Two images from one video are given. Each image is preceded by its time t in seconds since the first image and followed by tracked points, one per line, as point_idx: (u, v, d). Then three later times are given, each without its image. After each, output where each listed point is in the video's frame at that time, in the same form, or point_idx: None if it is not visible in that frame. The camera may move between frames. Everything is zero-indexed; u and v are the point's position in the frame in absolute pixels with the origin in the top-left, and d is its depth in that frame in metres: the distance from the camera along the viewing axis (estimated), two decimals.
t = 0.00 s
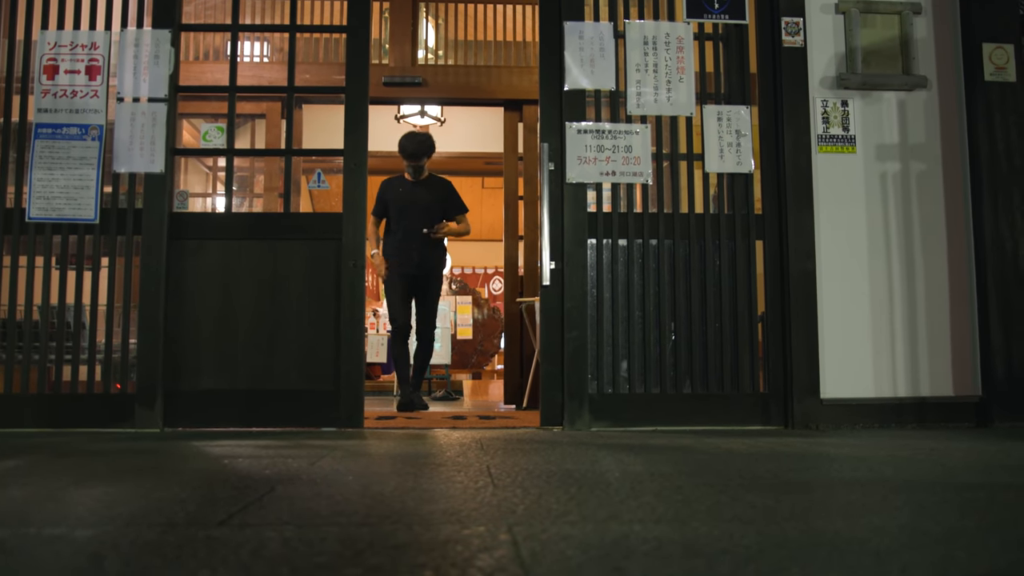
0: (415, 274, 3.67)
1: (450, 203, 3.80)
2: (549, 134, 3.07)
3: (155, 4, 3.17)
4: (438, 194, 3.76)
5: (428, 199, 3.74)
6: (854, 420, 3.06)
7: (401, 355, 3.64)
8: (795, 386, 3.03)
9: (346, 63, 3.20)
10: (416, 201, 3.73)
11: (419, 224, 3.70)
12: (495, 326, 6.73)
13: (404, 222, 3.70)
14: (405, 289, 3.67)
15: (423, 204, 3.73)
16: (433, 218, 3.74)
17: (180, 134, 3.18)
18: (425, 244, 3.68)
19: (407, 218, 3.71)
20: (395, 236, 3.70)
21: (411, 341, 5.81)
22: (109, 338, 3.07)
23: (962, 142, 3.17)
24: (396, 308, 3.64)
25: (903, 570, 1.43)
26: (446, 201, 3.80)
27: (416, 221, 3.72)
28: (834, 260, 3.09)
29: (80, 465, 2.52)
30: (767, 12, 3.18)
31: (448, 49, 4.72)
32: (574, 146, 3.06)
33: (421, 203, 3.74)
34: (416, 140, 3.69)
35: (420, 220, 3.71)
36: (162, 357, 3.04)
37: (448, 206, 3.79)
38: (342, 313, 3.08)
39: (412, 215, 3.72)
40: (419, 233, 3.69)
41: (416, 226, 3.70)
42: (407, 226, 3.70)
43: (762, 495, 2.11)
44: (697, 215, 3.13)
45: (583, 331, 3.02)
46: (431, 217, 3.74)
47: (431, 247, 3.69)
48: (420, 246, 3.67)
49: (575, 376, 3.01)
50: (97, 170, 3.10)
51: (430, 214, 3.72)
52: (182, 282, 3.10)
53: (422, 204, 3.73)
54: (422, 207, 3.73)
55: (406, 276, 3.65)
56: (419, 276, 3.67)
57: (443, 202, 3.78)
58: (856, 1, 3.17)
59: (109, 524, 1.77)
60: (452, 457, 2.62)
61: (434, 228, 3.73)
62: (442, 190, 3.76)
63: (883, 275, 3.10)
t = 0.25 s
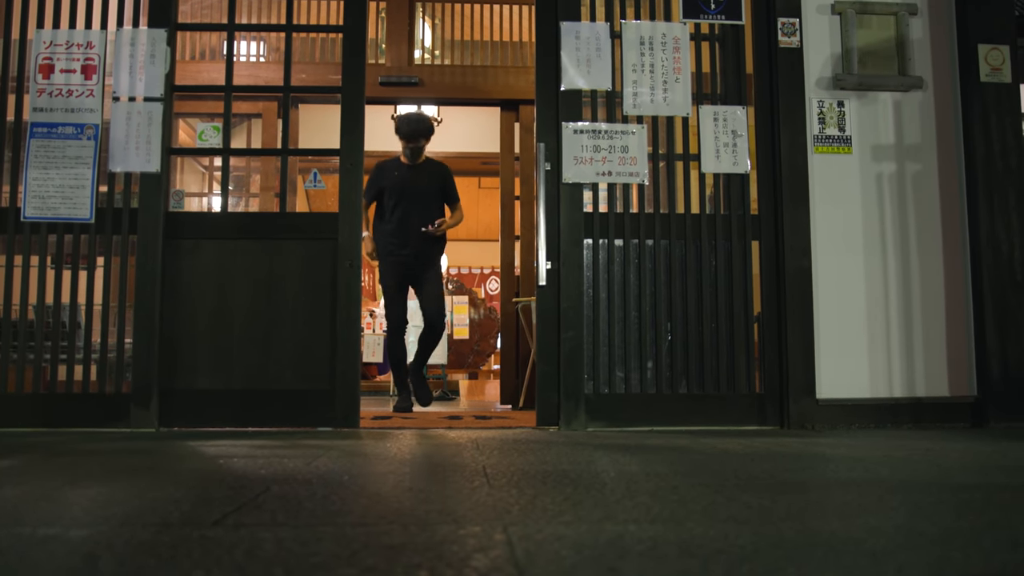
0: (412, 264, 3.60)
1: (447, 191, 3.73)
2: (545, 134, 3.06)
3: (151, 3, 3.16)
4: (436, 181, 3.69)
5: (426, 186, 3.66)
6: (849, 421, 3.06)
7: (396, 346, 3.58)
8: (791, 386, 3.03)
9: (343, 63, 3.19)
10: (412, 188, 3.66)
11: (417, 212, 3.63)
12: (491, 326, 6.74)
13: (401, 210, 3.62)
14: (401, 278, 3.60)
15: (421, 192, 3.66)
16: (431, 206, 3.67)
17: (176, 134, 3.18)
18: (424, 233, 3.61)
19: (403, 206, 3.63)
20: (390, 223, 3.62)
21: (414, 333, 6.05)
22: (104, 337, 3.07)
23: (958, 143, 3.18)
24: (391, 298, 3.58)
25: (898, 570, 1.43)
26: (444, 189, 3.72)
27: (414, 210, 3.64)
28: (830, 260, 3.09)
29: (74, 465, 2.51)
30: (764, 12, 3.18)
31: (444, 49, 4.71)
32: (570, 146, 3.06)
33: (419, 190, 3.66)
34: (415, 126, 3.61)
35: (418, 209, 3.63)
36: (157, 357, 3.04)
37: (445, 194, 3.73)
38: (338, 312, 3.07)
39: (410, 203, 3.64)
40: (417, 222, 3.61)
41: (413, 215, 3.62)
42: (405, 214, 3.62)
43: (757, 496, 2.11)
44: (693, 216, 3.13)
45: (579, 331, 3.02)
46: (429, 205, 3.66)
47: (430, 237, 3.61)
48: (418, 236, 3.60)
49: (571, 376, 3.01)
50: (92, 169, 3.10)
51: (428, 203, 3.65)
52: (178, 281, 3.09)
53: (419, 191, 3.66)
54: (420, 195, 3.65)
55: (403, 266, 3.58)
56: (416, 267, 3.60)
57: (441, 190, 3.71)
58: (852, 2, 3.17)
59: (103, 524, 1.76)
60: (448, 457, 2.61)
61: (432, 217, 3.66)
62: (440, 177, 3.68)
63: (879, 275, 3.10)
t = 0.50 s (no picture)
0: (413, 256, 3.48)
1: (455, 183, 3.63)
2: (543, 134, 3.06)
3: (149, 2, 3.16)
4: (442, 173, 3.58)
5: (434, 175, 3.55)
6: (847, 421, 3.06)
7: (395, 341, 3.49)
8: (790, 386, 3.03)
9: (341, 62, 3.19)
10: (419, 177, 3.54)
11: (423, 204, 3.52)
12: (490, 325, 6.73)
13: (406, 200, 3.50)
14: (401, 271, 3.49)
15: (427, 182, 3.54)
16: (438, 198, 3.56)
17: (174, 133, 3.18)
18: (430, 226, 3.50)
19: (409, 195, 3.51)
20: (394, 213, 3.50)
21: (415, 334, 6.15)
22: (102, 337, 3.07)
23: (956, 143, 3.18)
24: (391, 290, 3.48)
25: (896, 570, 1.43)
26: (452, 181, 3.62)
27: (419, 200, 3.52)
28: (829, 260, 3.09)
29: (72, 464, 2.51)
30: (762, 12, 3.18)
31: (443, 48, 4.72)
32: (569, 145, 3.06)
33: (426, 180, 3.54)
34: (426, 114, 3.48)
35: (424, 200, 3.52)
36: (155, 356, 3.03)
37: (450, 185, 3.62)
38: (336, 312, 3.07)
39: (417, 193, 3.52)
40: (422, 213, 3.50)
41: (420, 205, 3.51)
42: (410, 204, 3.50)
43: (756, 495, 2.11)
44: (691, 216, 3.13)
45: (577, 331, 3.02)
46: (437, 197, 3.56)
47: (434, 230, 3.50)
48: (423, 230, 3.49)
49: (569, 376, 3.01)
50: (90, 169, 3.09)
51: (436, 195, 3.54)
52: (176, 281, 3.09)
53: (427, 181, 3.54)
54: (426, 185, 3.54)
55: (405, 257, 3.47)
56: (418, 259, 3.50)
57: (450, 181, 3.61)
58: (851, 2, 3.17)
59: (101, 524, 1.76)
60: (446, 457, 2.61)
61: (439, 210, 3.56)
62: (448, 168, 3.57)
63: (877, 276, 3.10)
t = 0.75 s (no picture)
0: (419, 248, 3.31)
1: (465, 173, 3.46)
2: (542, 134, 3.06)
3: (147, 2, 3.15)
4: (452, 158, 3.41)
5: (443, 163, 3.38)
6: (845, 421, 3.07)
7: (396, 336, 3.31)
8: (787, 386, 3.04)
9: (340, 62, 3.19)
10: (427, 164, 3.37)
11: (430, 193, 3.35)
12: (489, 326, 6.73)
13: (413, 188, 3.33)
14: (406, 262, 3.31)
15: (434, 170, 3.38)
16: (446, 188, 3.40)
17: (172, 133, 3.17)
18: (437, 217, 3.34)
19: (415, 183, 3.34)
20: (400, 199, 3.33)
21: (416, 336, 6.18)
22: (100, 337, 3.07)
23: (954, 144, 3.18)
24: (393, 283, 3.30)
25: (893, 571, 1.43)
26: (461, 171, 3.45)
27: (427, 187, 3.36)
28: (827, 261, 3.09)
29: (70, 465, 2.51)
30: (761, 13, 3.18)
31: (442, 48, 4.73)
32: (567, 146, 3.06)
33: (434, 169, 3.37)
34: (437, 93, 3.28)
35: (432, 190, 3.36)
36: (153, 356, 3.04)
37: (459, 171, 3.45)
38: (335, 312, 3.07)
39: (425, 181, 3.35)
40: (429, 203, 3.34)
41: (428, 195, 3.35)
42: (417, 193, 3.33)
43: (753, 496, 2.11)
44: (690, 216, 3.13)
45: (575, 332, 3.02)
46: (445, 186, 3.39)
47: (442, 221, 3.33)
48: (429, 221, 3.33)
49: (567, 376, 3.01)
50: (88, 169, 3.09)
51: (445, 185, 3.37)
52: (174, 281, 3.09)
53: (435, 170, 3.37)
54: (434, 173, 3.37)
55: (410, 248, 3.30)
56: (423, 251, 3.32)
57: (459, 170, 3.44)
58: (849, 2, 3.18)
59: (98, 525, 1.76)
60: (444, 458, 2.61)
61: (446, 200, 3.39)
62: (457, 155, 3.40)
63: (875, 276, 3.11)
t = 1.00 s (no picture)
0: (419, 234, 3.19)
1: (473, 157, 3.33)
2: (540, 141, 3.07)
3: (146, 9, 3.16)
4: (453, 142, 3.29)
5: (445, 149, 3.28)
6: (843, 428, 3.07)
7: (404, 328, 3.19)
8: (785, 393, 3.04)
9: (339, 69, 3.20)
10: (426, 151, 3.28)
11: (431, 180, 3.24)
12: (487, 332, 6.72)
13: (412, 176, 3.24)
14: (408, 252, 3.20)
15: (436, 157, 3.28)
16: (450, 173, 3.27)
17: (171, 139, 3.18)
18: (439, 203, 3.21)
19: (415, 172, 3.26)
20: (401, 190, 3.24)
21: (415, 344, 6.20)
22: (97, 343, 3.07)
23: (951, 150, 3.18)
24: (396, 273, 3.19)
25: None
26: (467, 155, 3.32)
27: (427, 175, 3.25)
28: (825, 267, 3.10)
29: (68, 472, 2.51)
30: (758, 20, 3.20)
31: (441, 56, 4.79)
32: (565, 152, 3.06)
33: (436, 155, 3.27)
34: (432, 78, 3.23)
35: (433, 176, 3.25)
36: (151, 362, 3.04)
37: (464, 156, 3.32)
38: (333, 319, 3.07)
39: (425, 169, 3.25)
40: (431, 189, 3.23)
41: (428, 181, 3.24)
42: (416, 181, 3.24)
43: (751, 503, 2.11)
44: (687, 223, 3.14)
45: (573, 338, 3.02)
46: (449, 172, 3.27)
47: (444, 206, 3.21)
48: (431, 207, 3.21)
49: (565, 383, 3.01)
50: (86, 175, 3.09)
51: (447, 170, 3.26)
52: (172, 287, 3.09)
53: (437, 157, 3.27)
54: (435, 160, 3.27)
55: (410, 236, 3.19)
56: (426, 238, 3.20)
57: (464, 155, 3.31)
58: (846, 10, 3.19)
59: (95, 532, 1.76)
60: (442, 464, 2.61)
61: (451, 186, 3.27)
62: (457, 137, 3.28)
63: (873, 283, 3.11)
